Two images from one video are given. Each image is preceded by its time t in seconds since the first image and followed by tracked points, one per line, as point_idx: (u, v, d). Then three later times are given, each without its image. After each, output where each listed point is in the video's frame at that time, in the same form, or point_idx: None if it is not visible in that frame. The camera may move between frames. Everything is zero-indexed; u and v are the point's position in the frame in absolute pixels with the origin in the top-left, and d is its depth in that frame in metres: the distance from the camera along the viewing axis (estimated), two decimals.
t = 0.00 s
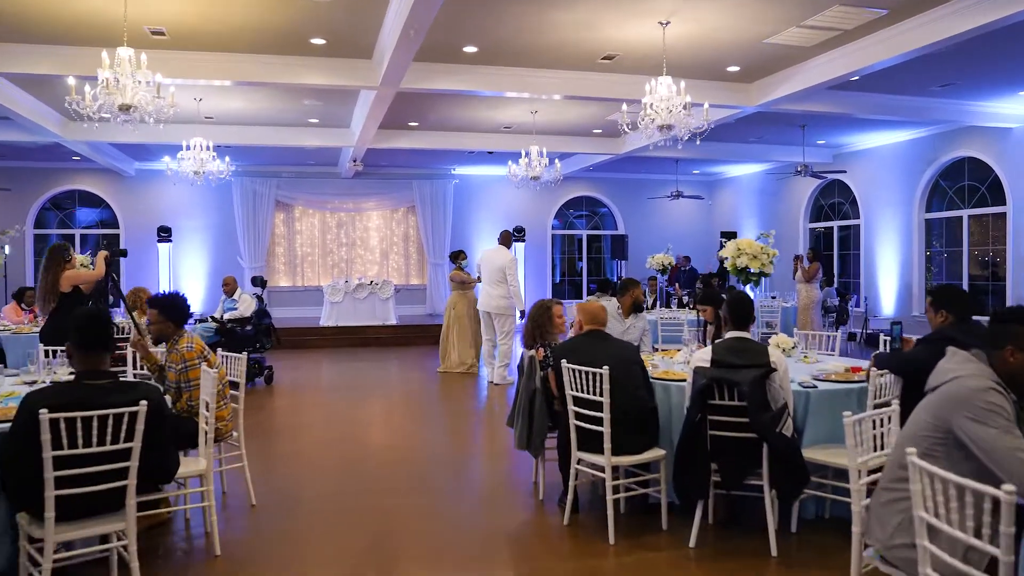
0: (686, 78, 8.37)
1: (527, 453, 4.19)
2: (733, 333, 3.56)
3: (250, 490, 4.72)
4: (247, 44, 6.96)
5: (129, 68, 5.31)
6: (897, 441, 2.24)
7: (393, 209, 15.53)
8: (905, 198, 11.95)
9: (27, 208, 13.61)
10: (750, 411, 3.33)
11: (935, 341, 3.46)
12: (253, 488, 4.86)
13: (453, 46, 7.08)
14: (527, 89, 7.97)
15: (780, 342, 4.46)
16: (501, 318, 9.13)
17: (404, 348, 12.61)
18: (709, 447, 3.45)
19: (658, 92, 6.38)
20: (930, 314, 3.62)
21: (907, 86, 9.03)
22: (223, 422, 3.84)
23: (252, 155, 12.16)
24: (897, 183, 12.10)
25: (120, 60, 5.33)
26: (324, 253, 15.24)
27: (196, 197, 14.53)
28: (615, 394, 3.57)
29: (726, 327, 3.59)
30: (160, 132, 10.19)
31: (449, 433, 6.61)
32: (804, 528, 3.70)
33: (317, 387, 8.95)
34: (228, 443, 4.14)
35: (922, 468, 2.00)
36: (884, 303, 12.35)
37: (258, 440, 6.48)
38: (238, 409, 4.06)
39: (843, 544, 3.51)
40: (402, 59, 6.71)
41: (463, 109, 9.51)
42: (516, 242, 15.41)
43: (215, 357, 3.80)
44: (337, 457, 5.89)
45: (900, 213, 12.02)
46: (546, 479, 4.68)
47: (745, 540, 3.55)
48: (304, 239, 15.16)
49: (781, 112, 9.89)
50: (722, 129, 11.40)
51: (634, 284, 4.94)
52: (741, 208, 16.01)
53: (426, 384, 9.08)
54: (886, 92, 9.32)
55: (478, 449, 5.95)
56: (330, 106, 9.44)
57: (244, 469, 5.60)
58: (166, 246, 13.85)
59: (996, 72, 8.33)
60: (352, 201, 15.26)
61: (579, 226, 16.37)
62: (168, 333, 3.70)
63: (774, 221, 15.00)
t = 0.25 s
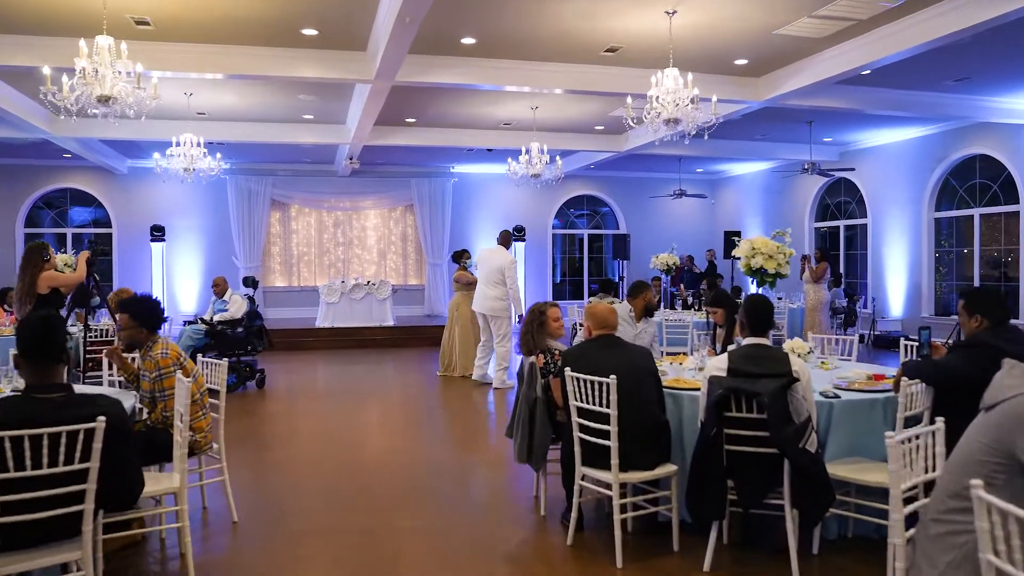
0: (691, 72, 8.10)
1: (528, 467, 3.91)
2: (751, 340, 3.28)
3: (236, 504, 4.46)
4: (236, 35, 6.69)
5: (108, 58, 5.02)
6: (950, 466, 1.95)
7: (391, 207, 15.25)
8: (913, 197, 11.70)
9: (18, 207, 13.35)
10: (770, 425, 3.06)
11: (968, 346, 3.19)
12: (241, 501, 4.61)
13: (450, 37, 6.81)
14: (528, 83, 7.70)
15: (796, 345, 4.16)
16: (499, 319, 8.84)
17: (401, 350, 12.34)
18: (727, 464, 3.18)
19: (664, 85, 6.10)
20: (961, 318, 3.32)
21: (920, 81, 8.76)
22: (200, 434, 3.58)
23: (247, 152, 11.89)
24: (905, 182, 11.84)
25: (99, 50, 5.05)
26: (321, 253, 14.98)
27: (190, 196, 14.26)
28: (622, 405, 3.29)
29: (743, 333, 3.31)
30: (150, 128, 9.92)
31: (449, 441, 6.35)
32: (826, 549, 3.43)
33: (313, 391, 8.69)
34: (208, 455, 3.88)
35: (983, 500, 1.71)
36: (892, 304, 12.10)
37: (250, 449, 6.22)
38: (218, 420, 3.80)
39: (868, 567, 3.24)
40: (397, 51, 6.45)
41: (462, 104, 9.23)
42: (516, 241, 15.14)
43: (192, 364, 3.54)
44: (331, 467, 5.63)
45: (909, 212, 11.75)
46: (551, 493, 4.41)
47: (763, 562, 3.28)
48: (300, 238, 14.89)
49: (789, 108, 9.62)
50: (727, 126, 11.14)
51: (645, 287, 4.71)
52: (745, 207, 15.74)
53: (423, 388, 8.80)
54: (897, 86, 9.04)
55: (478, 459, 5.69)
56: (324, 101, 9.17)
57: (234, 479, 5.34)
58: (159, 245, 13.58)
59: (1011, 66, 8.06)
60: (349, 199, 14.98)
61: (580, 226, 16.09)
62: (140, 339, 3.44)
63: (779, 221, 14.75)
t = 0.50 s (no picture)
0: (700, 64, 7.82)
1: (534, 482, 3.63)
2: (778, 346, 2.99)
3: (223, 521, 4.21)
4: (227, 24, 6.41)
5: (88, 44, 4.74)
6: None
7: (389, 206, 14.97)
8: (925, 195, 11.42)
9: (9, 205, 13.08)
10: (803, 440, 2.77)
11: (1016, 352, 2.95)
12: (228, 517, 4.36)
13: (450, 27, 6.52)
14: (531, 76, 7.42)
15: (820, 350, 3.84)
16: (494, 321, 8.51)
17: (400, 351, 12.06)
18: (753, 482, 2.89)
19: (674, 74, 5.81)
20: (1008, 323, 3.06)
21: (935, 74, 8.49)
22: (177, 447, 3.31)
23: (242, 149, 11.60)
24: (916, 179, 11.56)
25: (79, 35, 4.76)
26: (318, 253, 14.70)
27: (185, 195, 13.98)
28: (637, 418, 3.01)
29: (770, 337, 3.02)
30: (142, 124, 9.63)
31: (451, 448, 6.10)
32: (861, 572, 3.15)
33: (310, 393, 8.43)
34: (188, 468, 3.60)
35: None
36: (902, 305, 11.82)
37: (243, 456, 5.97)
38: (198, 431, 3.52)
39: None
40: (394, 41, 6.17)
41: (462, 98, 8.95)
42: (517, 241, 14.86)
43: (167, 372, 3.26)
44: (326, 477, 5.38)
45: (920, 210, 11.48)
46: (557, 509, 4.13)
47: None
48: (297, 238, 14.62)
49: (799, 103, 9.34)
50: (734, 122, 10.86)
51: (661, 288, 4.62)
52: (750, 206, 15.47)
53: (422, 392, 8.52)
54: (911, 80, 8.77)
55: (480, 469, 5.44)
56: (320, 95, 8.88)
57: (223, 491, 5.09)
58: (153, 244, 13.31)
59: None
60: (347, 198, 14.70)
61: (582, 225, 15.81)
62: (110, 346, 3.15)
63: (785, 220, 14.48)
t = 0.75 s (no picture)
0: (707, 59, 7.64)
1: (541, 494, 3.45)
2: (801, 351, 2.81)
3: (215, 533, 4.05)
4: (222, 17, 6.23)
5: (75, 36, 4.55)
6: None
7: (389, 205, 14.77)
8: (933, 193, 11.25)
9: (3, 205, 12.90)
10: (830, 452, 2.59)
11: None
12: (220, 528, 4.21)
13: (451, 20, 6.34)
14: (533, 71, 7.24)
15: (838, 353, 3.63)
16: (488, 322, 8.30)
17: (400, 352, 11.89)
18: (776, 497, 2.71)
19: (682, 68, 5.63)
20: None
21: (947, 69, 8.31)
22: (163, 457, 3.13)
23: (239, 147, 11.43)
24: (925, 177, 11.39)
25: (65, 27, 4.57)
26: (317, 252, 14.52)
27: (182, 194, 13.79)
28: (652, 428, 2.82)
29: (792, 341, 2.83)
30: (137, 121, 9.45)
31: (453, 453, 5.95)
32: None
33: (310, 394, 8.27)
34: (176, 480, 3.41)
35: None
36: (910, 305, 11.65)
37: (238, 461, 5.81)
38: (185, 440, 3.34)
39: None
40: (394, 35, 6.00)
41: (463, 94, 8.77)
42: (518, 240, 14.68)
43: (151, 379, 3.10)
44: (323, 484, 5.23)
45: (928, 209, 11.30)
46: (564, 520, 3.95)
47: None
48: (295, 237, 14.44)
49: (807, 99, 9.16)
50: (739, 119, 10.68)
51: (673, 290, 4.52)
52: (754, 204, 15.29)
53: (423, 394, 8.35)
54: (921, 75, 8.59)
55: (482, 476, 5.29)
56: (318, 92, 8.70)
57: (217, 498, 4.94)
58: (149, 244, 13.12)
59: None
60: (346, 197, 14.51)
61: (584, 224, 15.62)
62: (90, 352, 3.01)
63: (789, 219, 14.30)
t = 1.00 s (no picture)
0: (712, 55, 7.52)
1: (546, 503, 3.31)
2: (819, 355, 2.68)
3: (206, 540, 3.92)
4: (217, 12, 6.10)
5: (65, 28, 4.42)
6: None
7: (389, 204, 14.65)
8: (939, 192, 11.12)
9: None
10: (851, 462, 2.46)
11: None
12: (212, 535, 4.09)
13: (451, 15, 6.21)
14: (535, 68, 7.12)
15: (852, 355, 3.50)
16: (484, 322, 8.17)
17: (399, 353, 11.76)
18: (794, 509, 2.58)
19: (688, 63, 5.50)
20: None
21: (955, 66, 8.18)
22: (152, 465, 3.00)
23: (238, 145, 11.30)
24: (930, 175, 11.26)
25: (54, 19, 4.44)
26: (316, 252, 14.39)
27: (179, 193, 13.66)
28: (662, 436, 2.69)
29: (810, 344, 2.70)
30: (133, 119, 9.33)
31: (453, 457, 5.83)
32: None
33: (309, 396, 8.14)
34: (167, 487, 3.28)
35: None
36: (915, 305, 11.52)
37: (233, 465, 5.69)
38: (178, 446, 3.21)
39: None
40: (393, 31, 5.87)
41: (463, 91, 8.64)
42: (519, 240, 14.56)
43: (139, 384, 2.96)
44: (319, 489, 5.11)
45: (934, 208, 11.18)
46: (570, 529, 3.82)
47: None
48: (294, 237, 14.31)
49: (813, 96, 9.03)
50: (743, 116, 10.56)
51: (683, 291, 4.49)
52: (757, 204, 15.16)
53: (423, 396, 8.22)
54: (929, 72, 8.46)
55: (483, 480, 5.18)
56: (317, 89, 8.58)
57: (210, 503, 4.83)
58: (146, 243, 12.99)
59: None
60: (346, 196, 14.38)
61: (585, 224, 15.49)
62: (77, 354, 2.88)
63: (792, 218, 14.18)
